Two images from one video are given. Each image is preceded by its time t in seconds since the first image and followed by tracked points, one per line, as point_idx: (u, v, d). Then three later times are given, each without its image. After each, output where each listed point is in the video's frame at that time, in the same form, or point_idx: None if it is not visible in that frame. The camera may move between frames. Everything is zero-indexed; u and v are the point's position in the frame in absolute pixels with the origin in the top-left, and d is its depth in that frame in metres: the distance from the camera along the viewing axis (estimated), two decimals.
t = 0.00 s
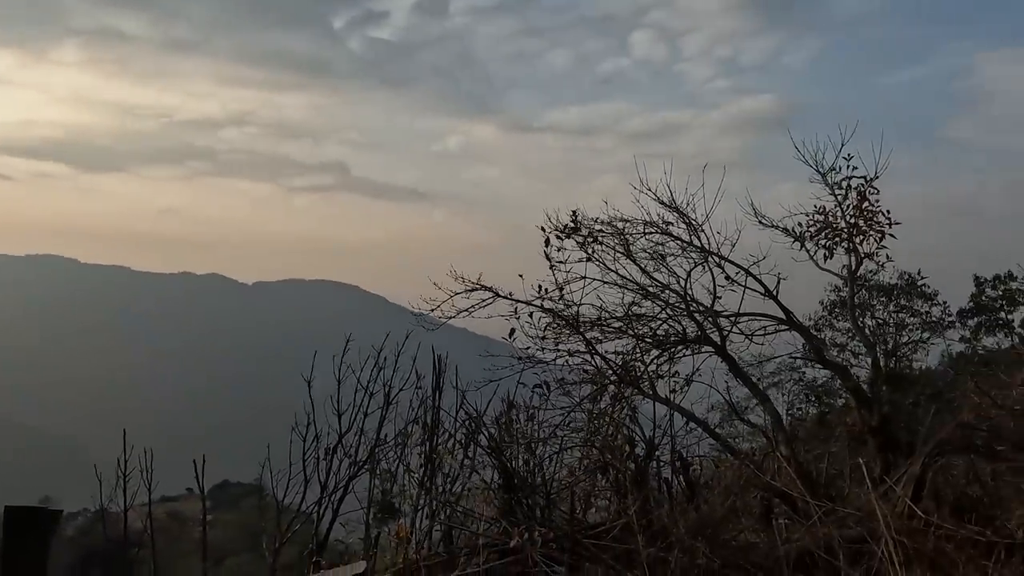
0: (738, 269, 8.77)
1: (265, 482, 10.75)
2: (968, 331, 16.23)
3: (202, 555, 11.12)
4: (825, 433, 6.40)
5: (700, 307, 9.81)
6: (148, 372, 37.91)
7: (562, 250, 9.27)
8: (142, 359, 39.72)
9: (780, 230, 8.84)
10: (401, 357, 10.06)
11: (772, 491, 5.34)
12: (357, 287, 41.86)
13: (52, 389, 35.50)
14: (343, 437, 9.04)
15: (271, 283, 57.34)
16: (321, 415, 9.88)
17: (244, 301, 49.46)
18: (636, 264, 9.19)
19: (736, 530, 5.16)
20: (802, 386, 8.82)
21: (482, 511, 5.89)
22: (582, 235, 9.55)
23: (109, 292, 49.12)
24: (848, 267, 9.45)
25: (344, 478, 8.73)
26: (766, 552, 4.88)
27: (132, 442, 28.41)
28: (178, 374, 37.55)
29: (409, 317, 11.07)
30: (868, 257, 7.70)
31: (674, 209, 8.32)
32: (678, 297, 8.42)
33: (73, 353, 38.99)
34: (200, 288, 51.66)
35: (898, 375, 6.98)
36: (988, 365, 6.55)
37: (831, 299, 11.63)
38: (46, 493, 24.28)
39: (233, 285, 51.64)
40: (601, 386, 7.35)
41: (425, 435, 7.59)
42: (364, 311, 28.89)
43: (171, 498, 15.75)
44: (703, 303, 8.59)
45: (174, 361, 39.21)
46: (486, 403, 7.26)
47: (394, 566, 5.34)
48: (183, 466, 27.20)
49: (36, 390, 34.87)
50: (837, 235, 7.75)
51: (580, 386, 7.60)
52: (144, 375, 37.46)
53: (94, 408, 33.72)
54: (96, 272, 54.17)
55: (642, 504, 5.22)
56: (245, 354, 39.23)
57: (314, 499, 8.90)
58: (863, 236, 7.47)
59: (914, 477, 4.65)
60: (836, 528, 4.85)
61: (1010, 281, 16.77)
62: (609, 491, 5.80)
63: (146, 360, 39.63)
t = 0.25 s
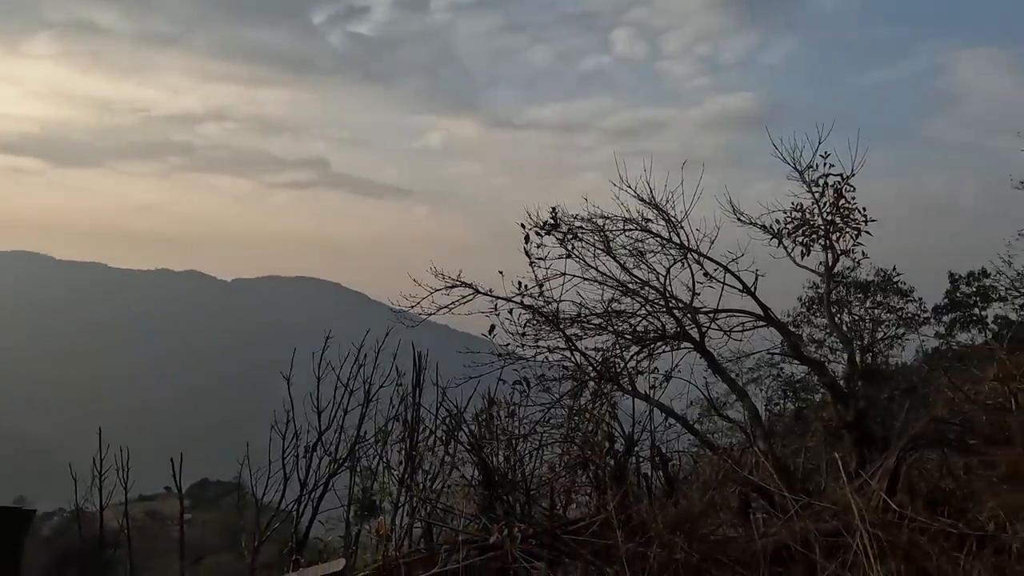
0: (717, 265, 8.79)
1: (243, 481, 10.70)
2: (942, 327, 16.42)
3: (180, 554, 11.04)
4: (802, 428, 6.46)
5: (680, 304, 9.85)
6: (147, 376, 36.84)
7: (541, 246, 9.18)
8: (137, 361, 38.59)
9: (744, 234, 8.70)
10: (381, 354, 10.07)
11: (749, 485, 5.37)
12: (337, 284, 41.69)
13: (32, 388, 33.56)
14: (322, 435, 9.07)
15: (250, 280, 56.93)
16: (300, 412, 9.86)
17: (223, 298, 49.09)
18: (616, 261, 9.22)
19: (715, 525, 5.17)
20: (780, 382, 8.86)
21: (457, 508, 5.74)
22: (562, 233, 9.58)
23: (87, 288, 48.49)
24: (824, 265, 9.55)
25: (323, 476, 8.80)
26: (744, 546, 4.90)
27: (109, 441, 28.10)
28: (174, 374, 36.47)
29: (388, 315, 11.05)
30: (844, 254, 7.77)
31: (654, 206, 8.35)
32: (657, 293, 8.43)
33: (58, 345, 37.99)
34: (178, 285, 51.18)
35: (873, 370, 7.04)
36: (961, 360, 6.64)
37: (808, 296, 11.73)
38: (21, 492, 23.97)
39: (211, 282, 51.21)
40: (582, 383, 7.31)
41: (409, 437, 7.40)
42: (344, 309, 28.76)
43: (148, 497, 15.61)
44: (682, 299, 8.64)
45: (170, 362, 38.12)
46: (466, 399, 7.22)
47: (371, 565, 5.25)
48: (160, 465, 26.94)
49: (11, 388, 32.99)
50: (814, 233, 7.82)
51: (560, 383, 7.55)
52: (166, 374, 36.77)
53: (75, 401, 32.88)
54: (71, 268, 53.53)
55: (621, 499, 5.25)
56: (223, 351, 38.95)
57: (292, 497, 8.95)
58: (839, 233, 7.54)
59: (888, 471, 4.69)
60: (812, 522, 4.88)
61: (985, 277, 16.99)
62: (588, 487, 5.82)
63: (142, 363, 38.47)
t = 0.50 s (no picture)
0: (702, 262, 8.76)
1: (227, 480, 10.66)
2: (923, 324, 16.57)
3: (162, 554, 10.95)
4: (784, 425, 6.51)
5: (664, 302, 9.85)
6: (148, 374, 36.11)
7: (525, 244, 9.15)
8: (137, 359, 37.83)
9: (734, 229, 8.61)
10: (366, 352, 10.06)
11: (732, 482, 5.41)
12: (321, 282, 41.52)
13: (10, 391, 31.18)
14: (307, 434, 9.05)
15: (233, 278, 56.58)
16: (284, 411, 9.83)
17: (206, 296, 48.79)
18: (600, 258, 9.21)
19: (698, 521, 5.19)
20: (763, 379, 8.90)
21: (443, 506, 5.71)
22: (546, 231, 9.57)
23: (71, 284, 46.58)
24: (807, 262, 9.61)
25: (308, 475, 8.79)
26: (727, 542, 4.93)
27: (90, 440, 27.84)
28: (175, 373, 35.74)
29: (373, 313, 11.04)
30: (826, 252, 7.83)
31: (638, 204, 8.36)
32: (641, 291, 8.45)
33: (52, 344, 36.13)
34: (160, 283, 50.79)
35: (855, 367, 7.10)
36: (941, 357, 6.71)
37: (791, 295, 11.80)
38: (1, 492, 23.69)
39: (194, 281, 50.87)
40: (566, 380, 7.24)
41: (394, 436, 7.37)
42: (329, 307, 28.64)
43: (130, 497, 15.48)
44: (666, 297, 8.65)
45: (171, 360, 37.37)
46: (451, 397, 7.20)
47: (356, 564, 5.20)
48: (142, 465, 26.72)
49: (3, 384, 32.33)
50: (796, 231, 7.86)
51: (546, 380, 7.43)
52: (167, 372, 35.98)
53: (58, 405, 30.56)
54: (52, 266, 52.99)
55: (605, 497, 5.28)
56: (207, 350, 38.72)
57: (277, 496, 8.92)
58: (821, 231, 7.60)
59: (869, 467, 4.73)
60: (794, 518, 4.91)
61: (965, 275, 17.15)
62: (573, 484, 5.82)
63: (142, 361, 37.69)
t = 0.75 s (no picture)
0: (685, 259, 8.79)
1: (210, 479, 10.62)
2: (904, 322, 16.72)
3: (144, 554, 10.89)
4: (767, 422, 6.55)
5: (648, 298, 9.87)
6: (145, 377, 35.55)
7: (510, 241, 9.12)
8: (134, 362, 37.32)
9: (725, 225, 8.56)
10: (350, 350, 10.05)
11: (715, 479, 5.44)
12: (305, 281, 41.35)
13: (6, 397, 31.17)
14: (290, 432, 9.02)
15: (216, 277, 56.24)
16: (268, 410, 9.80)
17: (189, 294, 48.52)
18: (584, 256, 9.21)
19: (681, 518, 5.21)
20: (747, 376, 8.93)
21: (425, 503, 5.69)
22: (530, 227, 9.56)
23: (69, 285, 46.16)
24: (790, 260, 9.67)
25: (292, 473, 8.76)
26: (710, 538, 4.95)
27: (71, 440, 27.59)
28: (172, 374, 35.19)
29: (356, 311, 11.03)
30: (808, 250, 7.87)
31: (622, 201, 8.37)
32: (626, 288, 8.46)
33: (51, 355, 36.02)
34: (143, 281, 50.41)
35: (837, 365, 7.15)
36: (922, 354, 6.77)
37: (774, 293, 11.87)
38: None
39: (177, 279, 50.52)
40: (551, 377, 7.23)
41: (378, 434, 7.34)
42: (312, 305, 28.54)
43: (111, 497, 15.36)
44: (650, 294, 8.67)
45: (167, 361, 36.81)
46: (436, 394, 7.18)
47: (340, 562, 5.18)
48: (124, 465, 26.50)
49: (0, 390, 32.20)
50: (779, 229, 7.91)
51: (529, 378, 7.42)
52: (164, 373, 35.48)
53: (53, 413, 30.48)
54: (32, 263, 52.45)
55: (590, 493, 5.30)
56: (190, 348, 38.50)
57: (261, 496, 8.88)
58: (803, 230, 7.64)
59: (850, 463, 4.77)
60: (776, 514, 4.93)
61: (945, 273, 17.32)
62: (557, 481, 5.84)
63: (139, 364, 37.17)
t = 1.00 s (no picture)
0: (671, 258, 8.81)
1: (194, 479, 10.56)
2: (887, 319, 16.85)
3: (127, 555, 10.81)
4: (752, 419, 6.59)
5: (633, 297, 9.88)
6: (145, 377, 35.08)
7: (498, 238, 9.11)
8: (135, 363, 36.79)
9: (712, 223, 8.52)
10: (335, 349, 10.02)
11: (700, 476, 5.46)
12: (290, 279, 41.17)
13: None
14: (275, 430, 8.99)
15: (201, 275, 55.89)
16: (252, 409, 9.76)
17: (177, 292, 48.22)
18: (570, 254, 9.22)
19: (666, 515, 5.23)
20: (732, 373, 8.96)
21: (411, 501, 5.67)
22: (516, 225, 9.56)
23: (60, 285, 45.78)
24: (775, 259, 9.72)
25: (277, 472, 8.73)
26: (695, 535, 4.98)
27: (54, 439, 27.33)
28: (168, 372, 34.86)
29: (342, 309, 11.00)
30: (793, 248, 7.91)
31: (608, 199, 8.39)
32: (611, 286, 8.46)
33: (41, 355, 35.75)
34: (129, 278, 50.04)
35: (820, 362, 7.21)
36: (904, 352, 6.84)
37: (759, 291, 11.93)
38: None
39: (161, 277, 50.20)
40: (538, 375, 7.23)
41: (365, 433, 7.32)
42: (297, 303, 28.42)
43: (93, 497, 15.23)
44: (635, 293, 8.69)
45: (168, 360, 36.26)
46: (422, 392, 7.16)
47: (325, 561, 5.16)
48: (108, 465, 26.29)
49: None
50: (763, 227, 7.96)
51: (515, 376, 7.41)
52: (163, 373, 34.98)
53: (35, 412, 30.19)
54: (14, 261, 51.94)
55: (575, 490, 5.31)
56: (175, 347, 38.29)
57: (246, 495, 8.84)
58: (788, 228, 7.68)
59: (833, 459, 4.82)
60: (761, 510, 4.96)
61: (928, 271, 17.46)
62: (542, 479, 5.84)
63: (140, 364, 36.67)
